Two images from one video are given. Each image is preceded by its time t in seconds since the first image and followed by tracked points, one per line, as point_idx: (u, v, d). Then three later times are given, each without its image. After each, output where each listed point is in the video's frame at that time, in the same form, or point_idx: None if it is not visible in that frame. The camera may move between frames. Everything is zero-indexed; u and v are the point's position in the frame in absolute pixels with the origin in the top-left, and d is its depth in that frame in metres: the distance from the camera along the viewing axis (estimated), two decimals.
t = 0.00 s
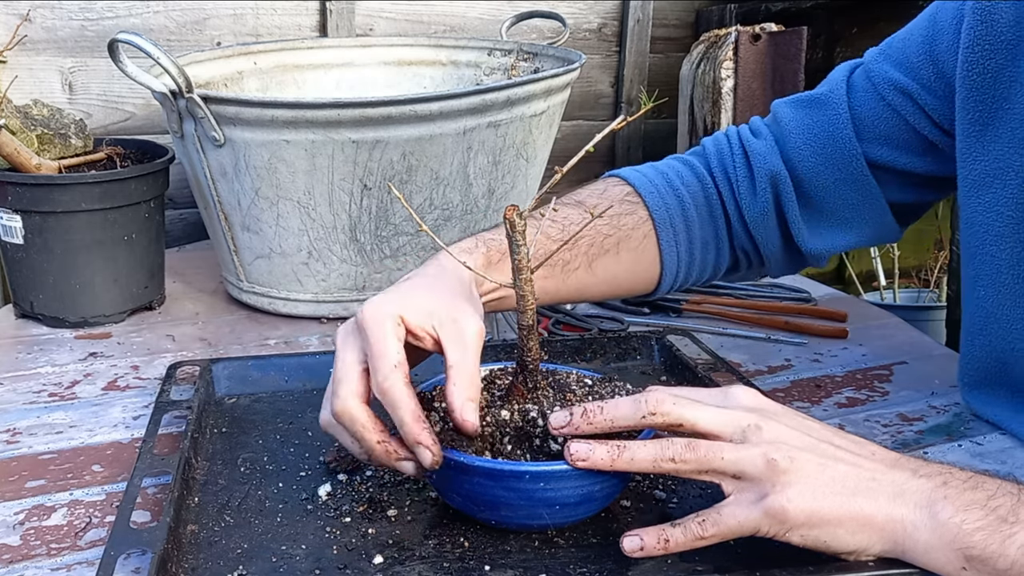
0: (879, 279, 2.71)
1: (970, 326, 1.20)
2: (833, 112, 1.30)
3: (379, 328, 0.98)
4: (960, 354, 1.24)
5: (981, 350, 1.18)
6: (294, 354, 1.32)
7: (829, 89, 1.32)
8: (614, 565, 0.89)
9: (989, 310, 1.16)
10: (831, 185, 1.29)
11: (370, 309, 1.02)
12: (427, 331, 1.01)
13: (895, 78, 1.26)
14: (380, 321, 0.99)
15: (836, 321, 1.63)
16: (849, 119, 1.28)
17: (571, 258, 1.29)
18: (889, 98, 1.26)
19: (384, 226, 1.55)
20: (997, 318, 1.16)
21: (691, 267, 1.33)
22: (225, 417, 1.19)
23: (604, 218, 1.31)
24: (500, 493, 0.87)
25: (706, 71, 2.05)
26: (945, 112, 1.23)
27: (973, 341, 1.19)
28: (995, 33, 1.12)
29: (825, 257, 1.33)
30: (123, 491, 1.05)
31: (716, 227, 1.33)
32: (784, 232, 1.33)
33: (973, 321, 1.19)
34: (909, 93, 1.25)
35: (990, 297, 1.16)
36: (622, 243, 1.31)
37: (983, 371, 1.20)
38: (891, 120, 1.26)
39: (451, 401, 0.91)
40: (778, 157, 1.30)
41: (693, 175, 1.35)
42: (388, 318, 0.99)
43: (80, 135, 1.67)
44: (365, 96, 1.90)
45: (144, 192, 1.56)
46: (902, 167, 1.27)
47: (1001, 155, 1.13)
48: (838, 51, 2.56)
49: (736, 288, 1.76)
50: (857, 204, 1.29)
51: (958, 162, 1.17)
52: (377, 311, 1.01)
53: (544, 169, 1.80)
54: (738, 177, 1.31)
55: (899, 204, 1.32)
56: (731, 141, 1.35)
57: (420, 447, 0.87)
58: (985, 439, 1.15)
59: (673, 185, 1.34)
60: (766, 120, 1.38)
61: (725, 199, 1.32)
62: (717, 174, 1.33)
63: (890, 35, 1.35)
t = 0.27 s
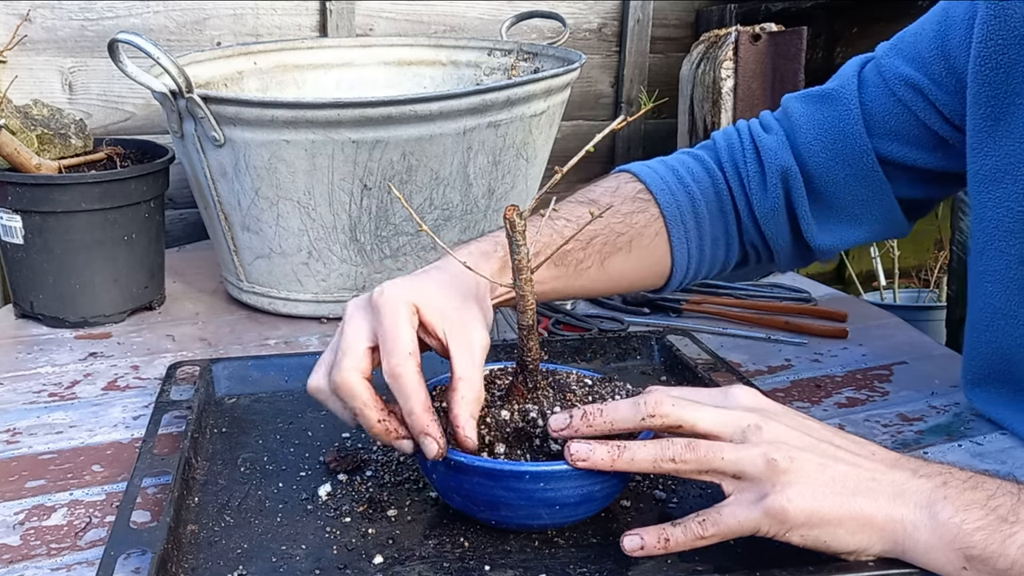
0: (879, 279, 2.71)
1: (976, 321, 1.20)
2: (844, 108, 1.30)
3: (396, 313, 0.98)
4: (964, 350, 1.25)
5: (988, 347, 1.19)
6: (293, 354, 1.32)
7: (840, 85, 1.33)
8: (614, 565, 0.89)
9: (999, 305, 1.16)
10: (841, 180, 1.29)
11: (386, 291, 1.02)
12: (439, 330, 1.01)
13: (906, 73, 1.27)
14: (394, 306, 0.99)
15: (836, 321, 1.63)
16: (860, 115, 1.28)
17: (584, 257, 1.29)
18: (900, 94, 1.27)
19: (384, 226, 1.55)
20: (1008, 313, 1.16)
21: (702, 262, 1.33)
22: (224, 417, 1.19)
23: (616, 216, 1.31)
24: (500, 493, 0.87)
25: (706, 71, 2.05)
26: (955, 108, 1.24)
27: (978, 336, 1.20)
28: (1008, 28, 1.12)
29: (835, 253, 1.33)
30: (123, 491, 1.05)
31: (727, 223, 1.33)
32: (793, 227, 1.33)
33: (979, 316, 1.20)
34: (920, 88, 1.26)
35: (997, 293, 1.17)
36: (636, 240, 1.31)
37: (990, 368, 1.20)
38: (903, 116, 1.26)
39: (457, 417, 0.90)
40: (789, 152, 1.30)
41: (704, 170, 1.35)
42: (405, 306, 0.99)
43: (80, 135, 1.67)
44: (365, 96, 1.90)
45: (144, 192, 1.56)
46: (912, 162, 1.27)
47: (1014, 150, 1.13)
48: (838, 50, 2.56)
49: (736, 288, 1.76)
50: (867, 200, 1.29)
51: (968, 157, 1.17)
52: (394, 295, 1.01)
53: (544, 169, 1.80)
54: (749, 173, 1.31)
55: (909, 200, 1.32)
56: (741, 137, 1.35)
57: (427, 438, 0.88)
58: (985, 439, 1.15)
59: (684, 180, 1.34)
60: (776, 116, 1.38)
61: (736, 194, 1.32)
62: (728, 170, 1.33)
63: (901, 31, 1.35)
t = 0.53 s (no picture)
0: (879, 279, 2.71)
1: (977, 318, 1.20)
2: (850, 104, 1.30)
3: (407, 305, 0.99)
4: (966, 348, 1.25)
5: (992, 345, 1.18)
6: (293, 354, 1.32)
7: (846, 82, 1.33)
8: (614, 565, 0.89)
9: (1003, 302, 1.16)
10: (845, 175, 1.29)
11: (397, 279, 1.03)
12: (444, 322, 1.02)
13: (912, 70, 1.27)
14: (404, 297, 1.00)
15: (836, 321, 1.63)
16: (866, 110, 1.28)
17: (593, 247, 1.29)
18: (906, 90, 1.27)
19: (384, 227, 1.55)
20: (1012, 309, 1.16)
21: (709, 256, 1.34)
22: (224, 417, 1.19)
23: (625, 207, 1.31)
24: (501, 493, 0.87)
25: (706, 71, 2.05)
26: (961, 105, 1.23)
27: (981, 333, 1.20)
28: (1016, 24, 1.12)
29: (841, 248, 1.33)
30: (123, 492, 1.05)
31: (733, 217, 1.33)
32: (799, 222, 1.33)
33: (981, 314, 1.20)
34: (925, 85, 1.25)
35: (1001, 291, 1.16)
36: (644, 232, 1.31)
37: (993, 367, 1.20)
38: (909, 112, 1.26)
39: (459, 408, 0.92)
40: (795, 147, 1.30)
41: (711, 164, 1.35)
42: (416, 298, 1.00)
43: (80, 135, 1.67)
44: (365, 96, 1.90)
45: (144, 192, 1.56)
46: (916, 159, 1.27)
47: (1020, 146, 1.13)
48: (838, 50, 2.56)
49: (736, 288, 1.76)
50: (872, 195, 1.29)
51: (974, 153, 1.17)
52: (404, 284, 1.02)
53: (544, 169, 1.80)
54: (756, 167, 1.32)
55: (914, 197, 1.32)
56: (749, 132, 1.36)
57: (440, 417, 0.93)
58: (985, 439, 1.15)
59: (691, 174, 1.34)
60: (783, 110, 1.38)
61: (743, 188, 1.32)
62: (735, 164, 1.33)
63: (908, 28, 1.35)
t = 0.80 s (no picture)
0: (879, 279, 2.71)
1: (977, 315, 1.20)
2: (853, 101, 1.30)
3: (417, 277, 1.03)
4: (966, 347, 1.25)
5: (993, 343, 1.18)
6: (293, 354, 1.32)
7: (850, 78, 1.33)
8: (614, 565, 0.89)
9: (1004, 300, 1.16)
10: (846, 172, 1.29)
11: (408, 254, 1.06)
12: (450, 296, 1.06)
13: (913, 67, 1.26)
14: (415, 271, 1.03)
15: (836, 321, 1.63)
16: (868, 107, 1.29)
17: (600, 234, 1.30)
18: (908, 88, 1.26)
19: (384, 227, 1.55)
20: (1012, 307, 1.15)
21: (711, 250, 1.36)
22: (225, 417, 1.19)
23: (632, 195, 1.34)
24: (500, 493, 0.87)
25: (706, 71, 2.05)
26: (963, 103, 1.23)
27: (981, 331, 1.20)
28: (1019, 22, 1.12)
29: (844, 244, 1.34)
30: (123, 492, 1.05)
31: (737, 211, 1.35)
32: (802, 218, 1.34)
33: (981, 312, 1.20)
34: (927, 82, 1.25)
35: (1002, 288, 1.16)
36: (650, 220, 1.33)
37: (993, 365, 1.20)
38: (910, 110, 1.26)
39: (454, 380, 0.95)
40: (798, 142, 1.31)
41: (717, 157, 1.37)
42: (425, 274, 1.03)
43: (80, 135, 1.67)
44: (365, 96, 1.90)
45: (144, 192, 1.56)
46: (918, 156, 1.27)
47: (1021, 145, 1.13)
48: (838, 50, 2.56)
49: (736, 288, 1.76)
50: (872, 193, 1.29)
51: (975, 150, 1.17)
52: (415, 260, 1.05)
53: (544, 169, 1.80)
54: (759, 160, 1.33)
55: (916, 193, 1.32)
56: (755, 126, 1.37)
57: (439, 401, 0.94)
58: (985, 439, 1.15)
59: (697, 167, 1.36)
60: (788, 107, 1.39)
61: (746, 182, 1.34)
62: (740, 158, 1.35)
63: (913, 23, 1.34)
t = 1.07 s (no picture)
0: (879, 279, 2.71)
1: (982, 311, 1.20)
2: (862, 99, 1.30)
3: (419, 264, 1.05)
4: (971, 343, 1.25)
5: (997, 339, 1.18)
6: (293, 354, 1.31)
7: (859, 76, 1.33)
8: (614, 565, 0.89)
9: (1011, 296, 1.16)
10: (856, 170, 1.29)
11: (410, 242, 1.09)
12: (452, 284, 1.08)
13: (923, 65, 1.26)
14: (415, 259, 1.06)
15: (836, 321, 1.63)
16: (877, 106, 1.29)
17: (608, 234, 1.30)
18: (917, 86, 1.26)
19: (384, 227, 1.55)
20: (1018, 303, 1.16)
21: (723, 249, 1.36)
22: (225, 417, 1.19)
23: (639, 197, 1.34)
24: (501, 493, 0.87)
25: (706, 71, 2.05)
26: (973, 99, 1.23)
27: (985, 327, 1.20)
28: None
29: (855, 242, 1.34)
30: (123, 491, 1.05)
31: (747, 210, 1.35)
32: (811, 216, 1.34)
33: (986, 307, 1.20)
34: (936, 80, 1.25)
35: (1008, 284, 1.17)
36: (658, 221, 1.33)
37: (998, 359, 1.20)
38: (919, 108, 1.26)
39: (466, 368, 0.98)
40: (807, 141, 1.31)
41: (726, 157, 1.37)
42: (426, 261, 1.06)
43: (80, 135, 1.67)
44: (365, 96, 1.90)
45: (144, 192, 1.56)
46: (927, 153, 1.27)
47: None
48: (839, 51, 2.55)
49: (736, 288, 1.76)
50: (883, 190, 1.29)
51: (984, 145, 1.17)
52: (415, 249, 1.07)
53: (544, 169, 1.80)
54: (766, 160, 1.34)
55: (928, 191, 1.31)
56: (764, 126, 1.38)
57: (449, 375, 0.95)
58: (985, 439, 1.15)
59: (706, 167, 1.36)
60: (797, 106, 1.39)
61: (757, 182, 1.34)
62: (749, 158, 1.35)
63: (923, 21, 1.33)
